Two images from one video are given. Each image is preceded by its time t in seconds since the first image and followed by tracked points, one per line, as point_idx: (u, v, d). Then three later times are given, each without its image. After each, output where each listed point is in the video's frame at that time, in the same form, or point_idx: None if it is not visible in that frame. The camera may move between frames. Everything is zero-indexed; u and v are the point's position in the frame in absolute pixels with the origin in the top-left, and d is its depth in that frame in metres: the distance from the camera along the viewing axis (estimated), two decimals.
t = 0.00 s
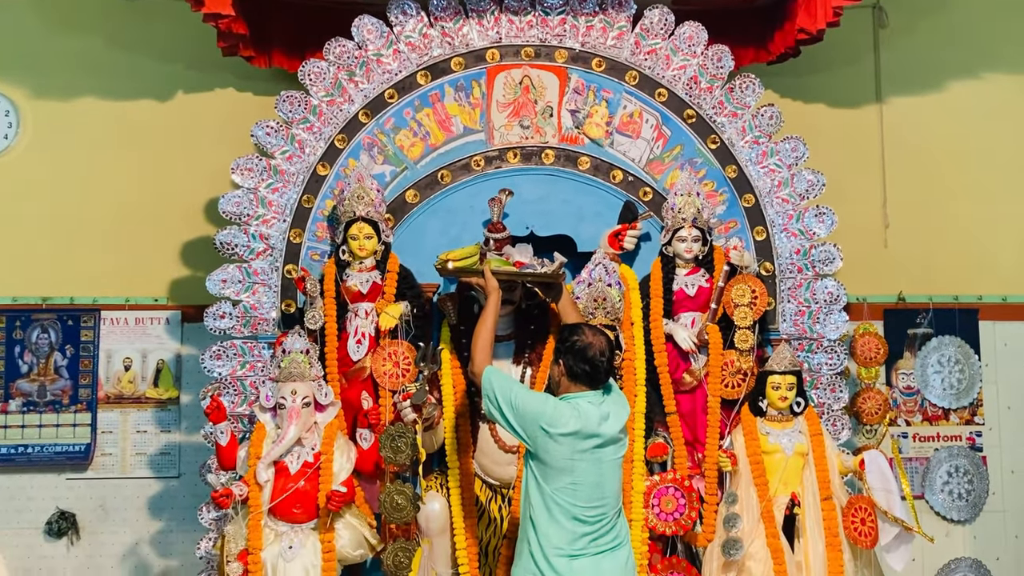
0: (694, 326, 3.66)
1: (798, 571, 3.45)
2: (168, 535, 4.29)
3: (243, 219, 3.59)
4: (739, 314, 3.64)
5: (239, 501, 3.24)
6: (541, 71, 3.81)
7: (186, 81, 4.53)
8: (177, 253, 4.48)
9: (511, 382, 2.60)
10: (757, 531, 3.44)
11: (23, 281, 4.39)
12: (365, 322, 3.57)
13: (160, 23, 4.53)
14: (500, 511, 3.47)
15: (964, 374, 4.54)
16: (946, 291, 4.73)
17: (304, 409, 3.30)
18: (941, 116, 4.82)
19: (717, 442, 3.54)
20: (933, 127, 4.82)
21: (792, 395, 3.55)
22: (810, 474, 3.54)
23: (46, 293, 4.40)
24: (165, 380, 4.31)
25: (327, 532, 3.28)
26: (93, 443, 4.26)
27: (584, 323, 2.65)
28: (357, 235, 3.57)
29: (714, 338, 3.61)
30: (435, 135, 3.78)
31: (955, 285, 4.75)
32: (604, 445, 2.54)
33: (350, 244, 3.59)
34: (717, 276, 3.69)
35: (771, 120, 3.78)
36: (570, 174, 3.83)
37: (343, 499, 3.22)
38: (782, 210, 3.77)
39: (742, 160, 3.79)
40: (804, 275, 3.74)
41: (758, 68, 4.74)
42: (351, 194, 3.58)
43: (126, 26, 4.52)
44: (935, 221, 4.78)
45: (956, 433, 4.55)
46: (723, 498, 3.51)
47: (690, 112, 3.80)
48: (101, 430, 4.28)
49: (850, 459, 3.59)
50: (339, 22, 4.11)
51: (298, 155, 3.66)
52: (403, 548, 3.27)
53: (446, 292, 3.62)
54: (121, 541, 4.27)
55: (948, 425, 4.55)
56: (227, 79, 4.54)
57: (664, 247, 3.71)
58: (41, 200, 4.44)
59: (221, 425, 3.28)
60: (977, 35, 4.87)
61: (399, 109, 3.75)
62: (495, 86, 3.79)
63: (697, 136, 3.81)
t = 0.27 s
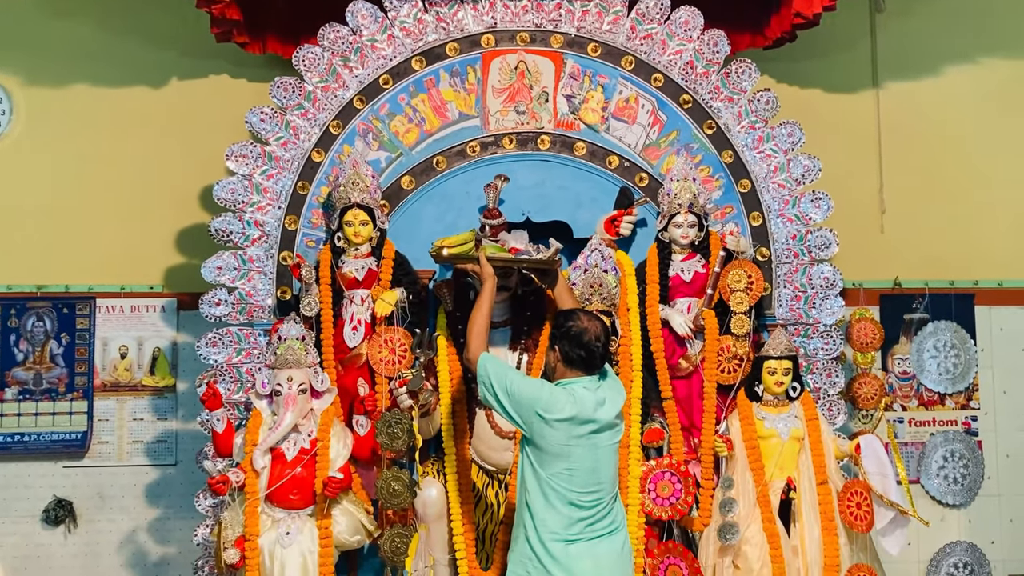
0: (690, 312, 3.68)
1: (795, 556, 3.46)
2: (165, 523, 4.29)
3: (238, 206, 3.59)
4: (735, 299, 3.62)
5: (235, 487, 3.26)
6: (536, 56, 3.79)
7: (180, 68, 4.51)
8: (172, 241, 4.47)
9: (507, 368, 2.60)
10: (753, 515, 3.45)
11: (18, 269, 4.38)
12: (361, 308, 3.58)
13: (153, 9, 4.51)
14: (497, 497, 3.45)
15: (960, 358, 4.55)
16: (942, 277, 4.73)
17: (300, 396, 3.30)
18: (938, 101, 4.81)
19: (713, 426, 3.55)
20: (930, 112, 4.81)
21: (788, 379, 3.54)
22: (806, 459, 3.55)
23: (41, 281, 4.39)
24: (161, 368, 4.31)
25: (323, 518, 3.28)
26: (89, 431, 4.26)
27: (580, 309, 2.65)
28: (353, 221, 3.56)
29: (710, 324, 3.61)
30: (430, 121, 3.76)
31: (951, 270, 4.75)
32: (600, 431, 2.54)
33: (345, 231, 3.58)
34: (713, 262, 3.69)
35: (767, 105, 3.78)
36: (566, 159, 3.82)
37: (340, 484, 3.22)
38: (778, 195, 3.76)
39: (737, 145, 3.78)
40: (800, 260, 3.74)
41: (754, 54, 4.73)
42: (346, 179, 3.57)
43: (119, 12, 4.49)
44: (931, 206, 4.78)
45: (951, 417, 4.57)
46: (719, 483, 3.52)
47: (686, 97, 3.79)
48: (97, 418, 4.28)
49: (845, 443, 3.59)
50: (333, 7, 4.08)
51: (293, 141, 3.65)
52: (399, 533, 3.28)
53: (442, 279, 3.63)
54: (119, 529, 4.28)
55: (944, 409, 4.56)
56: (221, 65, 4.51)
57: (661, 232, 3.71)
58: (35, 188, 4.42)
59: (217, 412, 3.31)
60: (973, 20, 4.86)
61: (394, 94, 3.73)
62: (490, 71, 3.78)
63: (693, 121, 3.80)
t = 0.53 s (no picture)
0: (687, 299, 3.68)
1: (792, 542, 3.47)
2: (163, 511, 4.30)
3: (233, 194, 3.58)
4: (732, 287, 3.62)
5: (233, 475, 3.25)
6: (533, 43, 3.78)
7: (175, 56, 4.49)
8: (167, 229, 4.46)
9: (503, 356, 2.59)
10: (750, 502, 3.45)
11: (13, 258, 4.37)
12: (358, 296, 3.57)
13: None
14: (495, 484, 3.47)
15: (956, 345, 4.55)
16: (939, 264, 4.73)
17: (296, 384, 3.29)
18: (935, 88, 4.80)
19: (710, 413, 3.55)
20: (927, 99, 4.80)
21: (785, 366, 3.55)
22: (802, 445, 3.55)
23: (36, 270, 4.38)
24: (158, 357, 4.31)
25: (321, 506, 3.28)
26: (86, 420, 4.26)
27: (576, 296, 2.65)
28: (349, 209, 3.55)
29: (707, 311, 3.61)
30: (426, 109, 3.75)
31: (948, 257, 4.75)
32: (597, 418, 2.54)
33: (341, 219, 3.57)
34: (710, 249, 3.69)
35: (765, 91, 3.76)
36: (563, 146, 3.81)
37: (337, 473, 3.22)
38: (775, 181, 3.76)
39: (734, 132, 3.77)
40: (797, 247, 3.73)
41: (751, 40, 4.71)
42: (342, 166, 3.56)
43: None
44: (928, 193, 4.78)
45: (947, 404, 4.58)
46: (715, 470, 3.51)
47: (683, 84, 3.78)
48: (94, 407, 4.28)
49: (842, 429, 3.60)
50: None
51: (288, 129, 3.63)
52: (397, 521, 3.27)
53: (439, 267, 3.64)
54: (117, 518, 4.28)
55: (940, 396, 4.57)
56: (216, 53, 4.49)
57: (657, 220, 3.70)
58: (30, 177, 4.41)
59: (214, 401, 3.30)
60: (970, 6, 4.85)
61: (390, 82, 3.72)
62: (486, 58, 3.77)
63: (690, 108, 3.79)
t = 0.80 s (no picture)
0: (685, 288, 3.67)
1: (789, 529, 3.48)
2: (161, 501, 4.30)
3: (230, 183, 3.56)
4: (730, 275, 3.62)
5: (231, 465, 3.24)
6: (530, 31, 3.77)
7: (171, 44, 4.47)
8: (164, 219, 4.45)
9: (500, 344, 2.59)
10: (747, 490, 3.46)
11: (9, 248, 4.36)
12: (355, 286, 3.55)
13: None
14: (492, 473, 3.50)
15: (954, 333, 4.55)
16: (937, 252, 4.73)
17: (295, 373, 3.29)
18: (933, 76, 4.79)
19: (708, 402, 3.54)
20: (925, 86, 4.79)
21: (782, 354, 3.55)
22: (800, 433, 3.56)
23: (32, 260, 4.37)
24: (155, 346, 4.30)
25: (320, 495, 3.27)
26: (84, 410, 4.25)
27: (574, 284, 2.64)
28: (346, 198, 3.54)
29: (705, 299, 3.60)
30: (423, 97, 3.73)
31: (946, 246, 4.75)
32: (595, 407, 2.55)
33: (338, 208, 3.56)
34: (708, 238, 3.67)
35: (762, 79, 3.74)
36: (560, 135, 3.79)
37: (335, 462, 3.22)
38: (772, 169, 3.75)
39: (732, 120, 3.76)
40: (795, 236, 3.73)
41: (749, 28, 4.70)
42: (339, 155, 3.55)
43: None
44: (926, 181, 4.78)
45: (945, 392, 4.58)
46: (713, 458, 3.52)
47: (681, 72, 3.77)
48: (92, 397, 4.27)
49: (839, 418, 3.62)
50: None
51: (285, 118, 3.62)
52: (395, 510, 3.27)
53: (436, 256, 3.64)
54: (115, 507, 4.28)
55: (937, 384, 4.57)
56: (212, 42, 4.47)
57: (655, 209, 3.69)
58: (26, 166, 4.39)
59: (212, 390, 3.29)
60: None
61: (387, 70, 3.71)
62: (483, 46, 3.75)
63: (687, 96, 3.78)
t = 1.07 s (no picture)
0: (683, 277, 3.66)
1: (787, 518, 3.48)
2: (159, 491, 4.30)
3: (226, 172, 3.54)
4: (728, 264, 3.61)
5: (229, 455, 3.21)
6: (528, 19, 3.76)
7: (167, 33, 4.45)
8: (161, 209, 4.44)
9: (497, 335, 2.60)
10: (745, 479, 3.47)
11: (5, 239, 4.34)
12: (352, 275, 3.54)
13: None
14: (489, 462, 3.51)
15: (951, 322, 4.55)
16: (934, 242, 4.73)
17: (292, 363, 3.28)
18: (932, 65, 4.78)
19: (706, 391, 3.54)
20: (923, 75, 4.78)
21: (781, 343, 3.56)
22: (798, 422, 3.56)
23: (29, 250, 4.35)
24: (152, 337, 4.30)
25: (318, 484, 3.27)
26: (81, 401, 4.24)
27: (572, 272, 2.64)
28: (343, 187, 3.53)
29: (703, 289, 3.58)
30: (420, 86, 3.72)
31: (944, 235, 4.75)
32: (593, 396, 2.54)
33: (336, 197, 3.54)
34: (706, 227, 3.66)
35: (761, 67, 3.73)
36: (558, 124, 3.78)
37: (333, 451, 3.22)
38: (771, 158, 3.74)
39: (730, 109, 3.75)
40: (793, 225, 3.73)
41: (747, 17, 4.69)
42: (336, 145, 3.53)
43: None
44: (924, 171, 4.77)
45: (942, 381, 4.59)
46: (711, 447, 3.52)
47: (679, 60, 3.76)
48: (89, 387, 4.27)
49: (838, 407, 3.62)
50: None
51: (282, 107, 3.60)
52: (394, 499, 3.26)
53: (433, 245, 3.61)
54: (113, 497, 4.27)
55: (935, 373, 4.58)
56: (208, 31, 4.45)
57: (653, 197, 3.69)
58: (21, 156, 4.37)
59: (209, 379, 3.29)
60: None
61: (384, 59, 3.69)
62: (481, 35, 3.74)
63: (686, 85, 3.77)
